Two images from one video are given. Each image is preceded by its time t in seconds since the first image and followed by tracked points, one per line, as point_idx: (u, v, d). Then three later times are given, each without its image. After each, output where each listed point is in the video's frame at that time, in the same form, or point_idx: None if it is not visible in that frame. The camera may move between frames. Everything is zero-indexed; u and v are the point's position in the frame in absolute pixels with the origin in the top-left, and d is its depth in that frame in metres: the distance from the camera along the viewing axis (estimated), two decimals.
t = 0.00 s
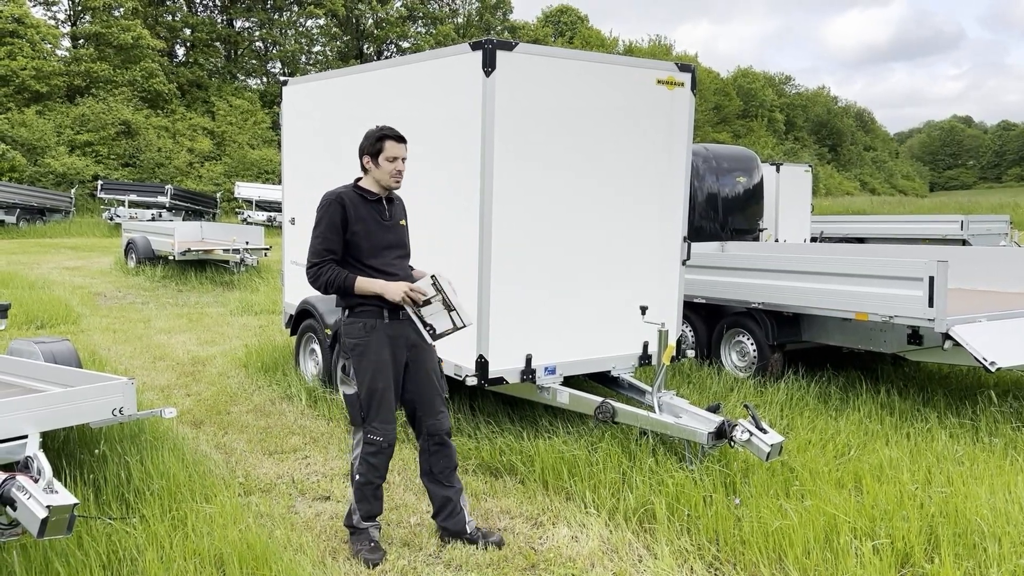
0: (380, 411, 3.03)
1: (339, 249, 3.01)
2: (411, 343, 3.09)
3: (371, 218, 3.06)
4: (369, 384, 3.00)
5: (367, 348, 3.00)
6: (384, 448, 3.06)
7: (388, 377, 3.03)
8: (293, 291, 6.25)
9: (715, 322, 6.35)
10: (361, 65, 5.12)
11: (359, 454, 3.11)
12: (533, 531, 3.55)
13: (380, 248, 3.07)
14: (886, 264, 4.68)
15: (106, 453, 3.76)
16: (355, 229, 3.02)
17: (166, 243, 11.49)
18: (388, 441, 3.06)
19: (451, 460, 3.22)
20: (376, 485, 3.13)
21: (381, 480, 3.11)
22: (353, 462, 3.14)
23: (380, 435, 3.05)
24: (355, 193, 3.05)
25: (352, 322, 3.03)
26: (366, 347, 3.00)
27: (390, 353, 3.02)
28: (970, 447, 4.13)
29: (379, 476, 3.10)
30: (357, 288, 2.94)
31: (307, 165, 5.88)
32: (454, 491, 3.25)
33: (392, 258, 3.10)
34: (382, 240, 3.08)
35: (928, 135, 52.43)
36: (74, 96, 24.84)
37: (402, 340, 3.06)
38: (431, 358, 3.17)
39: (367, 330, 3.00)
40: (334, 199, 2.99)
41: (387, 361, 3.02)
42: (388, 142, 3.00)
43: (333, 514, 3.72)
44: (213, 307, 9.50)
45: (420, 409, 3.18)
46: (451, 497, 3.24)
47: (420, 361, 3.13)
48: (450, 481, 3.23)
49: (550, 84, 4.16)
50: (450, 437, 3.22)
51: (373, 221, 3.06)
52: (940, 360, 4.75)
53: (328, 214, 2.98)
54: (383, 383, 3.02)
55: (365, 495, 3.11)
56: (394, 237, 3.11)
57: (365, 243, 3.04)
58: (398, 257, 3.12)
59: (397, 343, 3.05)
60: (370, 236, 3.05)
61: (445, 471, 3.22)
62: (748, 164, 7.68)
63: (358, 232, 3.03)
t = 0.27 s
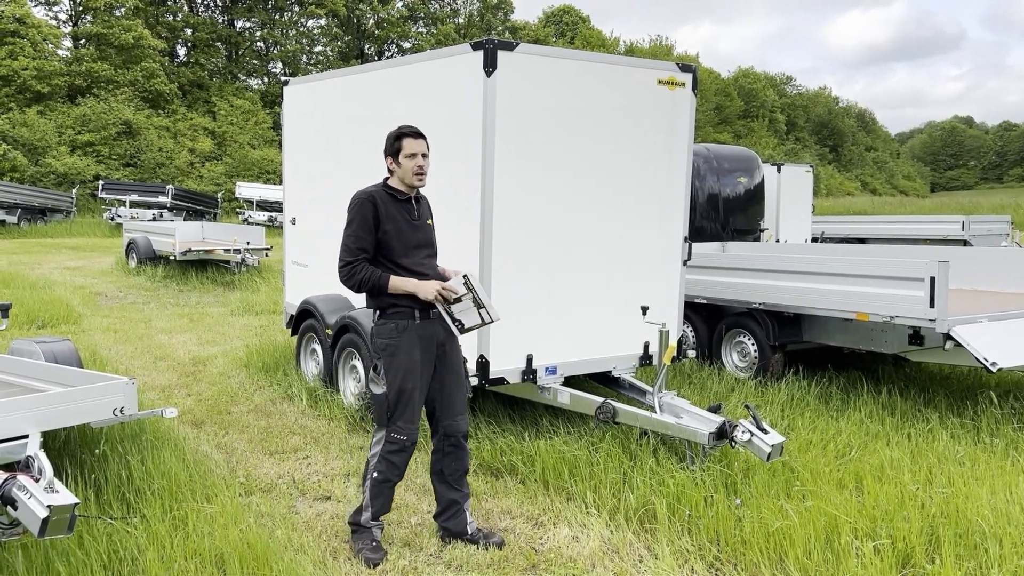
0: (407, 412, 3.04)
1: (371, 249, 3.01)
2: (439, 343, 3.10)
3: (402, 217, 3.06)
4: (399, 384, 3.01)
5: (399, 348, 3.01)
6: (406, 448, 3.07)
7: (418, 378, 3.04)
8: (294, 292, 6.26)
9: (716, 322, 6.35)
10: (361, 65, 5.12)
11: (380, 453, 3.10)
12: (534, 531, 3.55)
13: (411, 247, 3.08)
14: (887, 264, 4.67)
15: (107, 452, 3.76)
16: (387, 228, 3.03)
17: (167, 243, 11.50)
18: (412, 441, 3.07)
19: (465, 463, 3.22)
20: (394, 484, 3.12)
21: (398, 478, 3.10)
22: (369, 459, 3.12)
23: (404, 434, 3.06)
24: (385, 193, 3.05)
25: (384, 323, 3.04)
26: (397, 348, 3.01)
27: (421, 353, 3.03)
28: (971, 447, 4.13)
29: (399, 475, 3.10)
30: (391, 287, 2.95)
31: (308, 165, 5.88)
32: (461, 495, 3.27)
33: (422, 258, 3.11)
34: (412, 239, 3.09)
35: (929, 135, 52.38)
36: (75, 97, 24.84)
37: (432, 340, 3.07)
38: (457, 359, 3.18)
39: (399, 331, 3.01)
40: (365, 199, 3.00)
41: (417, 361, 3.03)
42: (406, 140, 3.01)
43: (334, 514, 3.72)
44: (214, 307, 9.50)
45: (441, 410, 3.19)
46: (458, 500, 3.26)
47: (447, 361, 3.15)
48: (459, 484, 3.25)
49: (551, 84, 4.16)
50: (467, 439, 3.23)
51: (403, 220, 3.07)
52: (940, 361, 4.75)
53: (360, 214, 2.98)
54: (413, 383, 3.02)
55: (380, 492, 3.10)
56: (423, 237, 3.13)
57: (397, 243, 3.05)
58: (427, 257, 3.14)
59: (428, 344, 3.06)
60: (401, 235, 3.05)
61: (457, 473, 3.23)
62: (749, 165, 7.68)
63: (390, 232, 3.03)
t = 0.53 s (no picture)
0: (438, 409, 3.00)
1: (394, 246, 3.00)
2: (459, 341, 3.10)
3: (425, 217, 3.05)
4: (426, 381, 2.98)
5: (422, 346, 2.99)
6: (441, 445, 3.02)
7: (444, 375, 3.02)
8: (295, 291, 6.26)
9: (717, 322, 6.34)
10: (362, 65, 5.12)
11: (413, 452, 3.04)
12: (535, 531, 3.54)
13: (433, 247, 3.06)
14: (888, 264, 4.67)
15: (108, 452, 3.76)
16: (410, 227, 3.01)
17: (168, 242, 11.51)
18: (446, 438, 3.03)
19: (476, 464, 3.21)
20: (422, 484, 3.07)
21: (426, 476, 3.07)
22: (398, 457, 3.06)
23: (438, 432, 3.02)
24: (409, 192, 3.04)
25: (405, 323, 3.03)
26: (420, 346, 3.00)
27: (444, 350, 3.02)
28: (973, 448, 4.13)
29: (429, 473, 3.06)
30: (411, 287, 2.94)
31: (309, 165, 5.88)
32: (470, 497, 3.25)
33: (444, 258, 3.10)
34: (435, 239, 3.07)
35: (930, 135, 52.34)
36: (76, 96, 24.85)
37: (453, 338, 3.06)
38: (475, 357, 3.17)
39: (420, 329, 3.00)
40: (389, 197, 2.98)
41: (441, 358, 3.01)
42: (422, 139, 2.99)
43: (335, 514, 3.71)
44: (215, 307, 9.50)
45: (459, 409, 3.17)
46: (465, 501, 3.25)
47: (466, 359, 3.14)
48: (470, 486, 3.23)
49: (552, 84, 4.16)
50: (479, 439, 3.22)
51: (427, 219, 3.05)
52: (941, 361, 4.75)
53: (384, 212, 2.97)
54: (439, 380, 3.00)
55: (404, 487, 3.06)
56: (446, 236, 3.11)
57: (419, 241, 3.04)
58: (450, 257, 3.12)
59: (450, 341, 3.05)
60: (424, 235, 3.04)
61: (469, 474, 3.21)
62: (750, 165, 7.67)
63: (413, 231, 3.02)
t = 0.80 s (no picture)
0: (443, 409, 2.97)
1: (401, 245, 3.00)
2: (466, 341, 3.07)
3: (433, 215, 3.04)
4: (431, 380, 2.95)
5: (428, 344, 2.97)
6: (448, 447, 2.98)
7: (449, 374, 2.99)
8: (295, 291, 6.26)
9: (717, 322, 6.34)
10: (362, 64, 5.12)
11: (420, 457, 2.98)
12: (535, 531, 3.54)
13: (441, 246, 3.05)
14: (889, 264, 4.67)
15: (108, 451, 3.76)
16: (416, 226, 3.01)
17: (168, 242, 11.51)
18: (453, 440, 2.99)
19: (480, 465, 3.19)
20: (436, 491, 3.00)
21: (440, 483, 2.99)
22: (407, 466, 2.99)
23: (444, 434, 2.97)
24: (417, 190, 3.03)
25: (411, 321, 3.02)
26: (426, 345, 2.97)
27: (450, 349, 2.99)
28: (973, 448, 4.12)
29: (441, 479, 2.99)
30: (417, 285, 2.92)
31: (309, 164, 5.88)
32: (471, 497, 3.26)
33: (451, 257, 3.08)
34: (442, 238, 3.07)
35: (930, 135, 52.32)
36: (76, 95, 24.85)
37: (459, 337, 3.04)
38: (481, 358, 3.15)
39: (427, 327, 2.98)
40: (396, 195, 2.98)
41: (447, 357, 2.98)
42: (427, 137, 2.99)
43: (336, 513, 3.71)
44: (215, 306, 9.50)
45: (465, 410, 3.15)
46: (467, 502, 3.25)
47: (472, 360, 3.11)
48: (472, 486, 3.23)
49: (553, 83, 4.15)
50: (484, 441, 3.20)
51: (435, 218, 3.04)
52: (941, 361, 4.75)
53: (390, 210, 2.97)
54: (445, 379, 2.97)
55: (421, 498, 2.96)
56: (454, 235, 3.10)
57: (427, 241, 3.03)
58: (457, 256, 3.10)
59: (456, 340, 3.03)
60: (431, 233, 3.04)
61: (473, 474, 3.20)
62: (750, 164, 7.66)
63: (419, 230, 3.02)
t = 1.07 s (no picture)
0: (433, 417, 2.96)
1: (402, 245, 2.97)
2: (461, 346, 3.06)
3: (427, 215, 3.05)
4: (423, 387, 2.95)
5: (421, 350, 2.96)
6: (439, 456, 2.98)
7: (441, 381, 2.98)
8: (296, 290, 6.26)
9: (718, 321, 6.34)
10: (363, 64, 5.12)
11: (411, 467, 2.97)
12: (535, 530, 3.54)
13: (435, 246, 3.06)
14: (889, 264, 4.66)
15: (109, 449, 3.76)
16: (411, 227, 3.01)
17: (168, 240, 11.51)
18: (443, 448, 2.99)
19: (479, 468, 3.19)
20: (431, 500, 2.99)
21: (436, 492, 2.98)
22: (401, 478, 2.98)
23: (434, 442, 2.97)
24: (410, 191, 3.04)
25: (406, 325, 3.01)
26: (419, 350, 2.97)
27: (443, 355, 2.98)
28: (973, 448, 4.12)
29: (436, 487, 2.98)
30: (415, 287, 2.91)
31: (309, 163, 5.88)
32: (471, 500, 3.26)
33: (446, 258, 3.09)
34: (437, 238, 3.07)
35: (931, 135, 52.29)
36: (77, 94, 24.85)
37: (453, 342, 3.02)
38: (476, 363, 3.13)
39: (421, 331, 2.98)
40: (389, 195, 2.98)
41: (440, 363, 2.97)
42: (421, 137, 3.00)
43: (336, 512, 3.71)
44: (216, 305, 9.51)
45: (461, 415, 3.15)
46: (468, 504, 3.26)
47: (466, 364, 3.10)
48: (471, 488, 3.23)
49: (553, 82, 4.15)
50: (482, 445, 3.20)
51: (429, 218, 3.05)
52: (942, 361, 4.74)
53: (384, 210, 2.97)
54: (436, 387, 2.97)
55: (420, 510, 2.94)
56: (447, 236, 3.11)
57: (423, 241, 3.03)
58: (451, 257, 3.11)
59: (449, 345, 3.01)
60: (426, 234, 3.04)
61: (472, 478, 3.20)
62: (750, 164, 7.66)
63: (414, 230, 3.02)
